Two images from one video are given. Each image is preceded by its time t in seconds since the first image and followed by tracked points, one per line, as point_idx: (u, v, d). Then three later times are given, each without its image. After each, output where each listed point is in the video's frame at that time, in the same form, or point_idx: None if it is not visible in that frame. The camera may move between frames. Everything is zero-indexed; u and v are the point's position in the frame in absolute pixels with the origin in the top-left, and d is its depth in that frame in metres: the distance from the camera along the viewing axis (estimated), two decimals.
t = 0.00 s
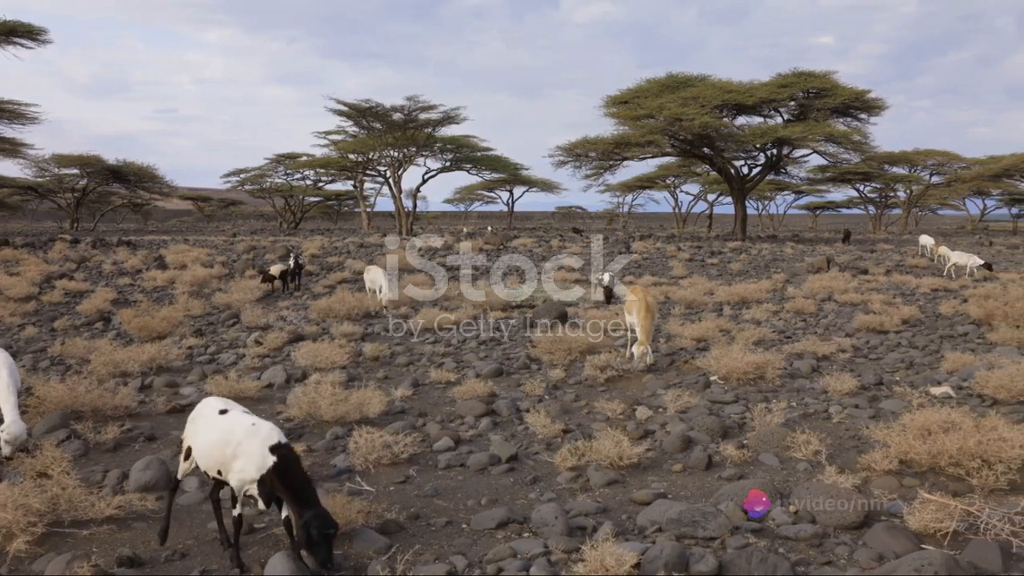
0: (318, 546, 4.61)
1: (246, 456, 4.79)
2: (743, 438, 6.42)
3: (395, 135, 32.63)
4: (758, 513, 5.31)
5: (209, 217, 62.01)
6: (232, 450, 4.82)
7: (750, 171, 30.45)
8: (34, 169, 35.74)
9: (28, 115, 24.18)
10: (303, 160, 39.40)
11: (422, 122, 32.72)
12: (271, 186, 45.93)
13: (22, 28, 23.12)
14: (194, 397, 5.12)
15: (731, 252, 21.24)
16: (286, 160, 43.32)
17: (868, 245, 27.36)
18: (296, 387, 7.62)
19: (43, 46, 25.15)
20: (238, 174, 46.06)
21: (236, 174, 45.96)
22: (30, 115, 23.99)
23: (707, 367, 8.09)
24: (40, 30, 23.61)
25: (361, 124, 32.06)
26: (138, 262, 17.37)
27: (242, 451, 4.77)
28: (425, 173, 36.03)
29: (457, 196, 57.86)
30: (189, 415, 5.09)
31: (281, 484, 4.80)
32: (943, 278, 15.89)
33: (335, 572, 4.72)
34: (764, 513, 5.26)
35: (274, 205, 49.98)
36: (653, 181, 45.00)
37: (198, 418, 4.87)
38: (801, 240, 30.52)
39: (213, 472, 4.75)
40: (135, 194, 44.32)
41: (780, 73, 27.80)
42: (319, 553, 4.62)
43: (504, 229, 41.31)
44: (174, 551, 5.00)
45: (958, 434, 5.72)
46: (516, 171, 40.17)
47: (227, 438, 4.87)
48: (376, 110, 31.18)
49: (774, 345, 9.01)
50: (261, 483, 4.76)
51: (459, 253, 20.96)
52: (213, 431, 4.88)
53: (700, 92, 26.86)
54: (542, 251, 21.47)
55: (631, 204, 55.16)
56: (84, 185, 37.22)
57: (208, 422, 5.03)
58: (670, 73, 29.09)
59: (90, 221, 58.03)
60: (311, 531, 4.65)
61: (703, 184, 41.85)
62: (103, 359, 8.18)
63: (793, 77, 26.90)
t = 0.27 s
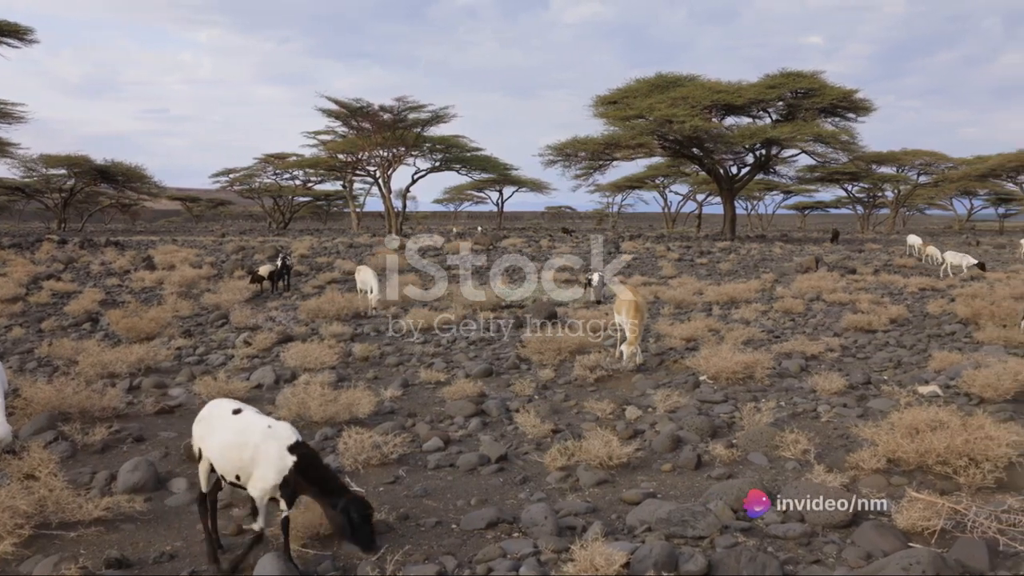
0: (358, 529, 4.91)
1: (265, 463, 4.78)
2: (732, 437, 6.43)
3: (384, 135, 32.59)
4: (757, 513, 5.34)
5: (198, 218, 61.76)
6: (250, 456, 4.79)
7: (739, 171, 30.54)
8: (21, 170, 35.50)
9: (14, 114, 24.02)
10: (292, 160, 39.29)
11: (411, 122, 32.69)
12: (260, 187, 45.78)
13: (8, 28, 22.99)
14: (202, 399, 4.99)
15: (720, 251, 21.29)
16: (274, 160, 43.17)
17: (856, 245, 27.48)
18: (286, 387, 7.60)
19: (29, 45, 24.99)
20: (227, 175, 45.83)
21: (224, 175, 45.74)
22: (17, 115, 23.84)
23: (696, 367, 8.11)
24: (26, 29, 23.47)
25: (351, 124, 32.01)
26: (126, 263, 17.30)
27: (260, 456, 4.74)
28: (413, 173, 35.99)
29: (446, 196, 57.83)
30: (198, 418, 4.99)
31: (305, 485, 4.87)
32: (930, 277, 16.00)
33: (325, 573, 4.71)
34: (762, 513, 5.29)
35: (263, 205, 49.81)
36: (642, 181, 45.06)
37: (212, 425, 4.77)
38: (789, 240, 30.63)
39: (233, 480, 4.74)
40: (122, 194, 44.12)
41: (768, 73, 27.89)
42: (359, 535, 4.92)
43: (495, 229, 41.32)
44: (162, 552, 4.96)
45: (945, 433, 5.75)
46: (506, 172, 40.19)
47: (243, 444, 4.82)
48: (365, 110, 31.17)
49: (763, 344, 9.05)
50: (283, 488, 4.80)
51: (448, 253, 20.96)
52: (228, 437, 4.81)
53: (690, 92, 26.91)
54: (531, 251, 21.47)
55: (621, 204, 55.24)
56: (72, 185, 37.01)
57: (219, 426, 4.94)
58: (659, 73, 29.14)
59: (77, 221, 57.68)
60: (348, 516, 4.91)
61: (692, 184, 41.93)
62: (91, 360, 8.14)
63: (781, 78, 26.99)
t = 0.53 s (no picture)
0: (390, 514, 4.73)
1: (296, 458, 4.59)
2: (719, 436, 6.45)
3: (372, 135, 32.53)
4: (760, 514, 5.31)
5: (185, 218, 61.48)
6: (276, 454, 4.57)
7: (727, 171, 30.63)
8: (6, 170, 35.27)
9: None
10: (280, 160, 39.14)
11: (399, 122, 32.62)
12: (247, 187, 45.60)
13: None
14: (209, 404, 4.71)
15: (708, 251, 21.35)
16: (262, 160, 43.02)
17: (843, 245, 27.59)
18: (273, 388, 7.58)
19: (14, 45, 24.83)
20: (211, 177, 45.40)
21: (208, 177, 45.31)
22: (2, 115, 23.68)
23: (684, 367, 8.14)
24: (11, 28, 23.32)
25: (339, 125, 31.96)
26: (113, 264, 17.23)
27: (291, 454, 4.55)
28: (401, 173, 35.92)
29: (434, 197, 57.76)
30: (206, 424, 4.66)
31: (334, 480, 4.73)
32: (916, 276, 16.10)
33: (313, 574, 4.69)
34: (763, 513, 5.27)
35: (251, 205, 49.62)
36: (630, 181, 45.13)
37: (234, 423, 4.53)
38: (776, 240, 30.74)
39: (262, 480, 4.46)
40: (109, 194, 43.88)
41: (755, 73, 27.97)
42: (391, 520, 4.74)
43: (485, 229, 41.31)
44: (149, 554, 4.92)
45: (931, 431, 5.78)
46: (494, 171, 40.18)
47: (267, 443, 4.60)
48: (352, 110, 31.14)
49: (751, 344, 9.08)
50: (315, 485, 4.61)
51: (436, 253, 20.95)
52: (251, 437, 4.58)
53: (678, 92, 26.96)
54: (518, 251, 21.48)
55: (609, 204, 55.33)
56: (58, 185, 36.77)
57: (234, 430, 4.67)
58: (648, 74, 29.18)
59: (63, 222, 57.36)
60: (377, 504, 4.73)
61: (680, 184, 42.03)
62: (77, 361, 8.10)
63: (768, 78, 27.07)
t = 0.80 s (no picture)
0: (414, 500, 4.80)
1: (320, 457, 4.49)
2: (708, 435, 6.47)
3: (361, 135, 32.48)
4: (758, 514, 5.27)
5: (173, 219, 61.19)
6: (299, 454, 4.46)
7: (715, 171, 30.72)
8: None
9: None
10: (268, 160, 39.00)
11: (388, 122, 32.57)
12: (235, 188, 45.43)
13: None
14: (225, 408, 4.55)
15: (695, 251, 21.40)
16: (249, 161, 42.84)
17: (829, 245, 27.72)
18: (261, 389, 7.56)
19: None
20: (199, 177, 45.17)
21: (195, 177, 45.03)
22: None
23: (672, 366, 8.16)
24: None
25: (327, 124, 31.89)
26: (99, 265, 17.15)
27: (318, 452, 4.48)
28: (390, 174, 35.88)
29: (423, 197, 57.70)
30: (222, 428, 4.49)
31: (358, 476, 4.66)
32: (902, 276, 16.20)
33: None
34: (763, 513, 5.23)
35: (239, 206, 49.43)
36: (619, 181, 45.20)
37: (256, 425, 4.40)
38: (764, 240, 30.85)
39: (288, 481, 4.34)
40: (96, 194, 43.63)
41: (742, 74, 28.06)
42: (414, 506, 4.81)
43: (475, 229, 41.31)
44: (136, 556, 4.87)
45: (917, 430, 5.81)
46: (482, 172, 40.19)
47: (288, 443, 4.49)
48: (340, 110, 31.12)
49: (739, 343, 9.12)
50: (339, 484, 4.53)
51: (424, 253, 20.94)
52: (273, 438, 4.46)
53: (666, 92, 27.00)
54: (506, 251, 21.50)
55: (597, 204, 55.41)
56: (44, 185, 36.53)
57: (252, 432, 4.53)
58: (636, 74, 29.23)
59: (49, 223, 57.00)
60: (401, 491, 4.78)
61: (668, 184, 42.13)
62: (63, 363, 8.06)
63: (755, 78, 27.17)
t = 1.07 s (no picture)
0: (446, 476, 4.51)
1: (345, 464, 4.49)
2: (696, 435, 6.49)
3: (349, 135, 32.42)
4: (758, 513, 5.27)
5: (160, 219, 60.84)
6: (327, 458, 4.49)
7: (703, 171, 30.80)
8: None
9: None
10: (256, 161, 38.87)
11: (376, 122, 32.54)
12: (223, 188, 45.27)
13: None
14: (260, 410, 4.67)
15: (683, 251, 21.47)
16: (237, 161, 42.70)
17: (817, 244, 27.86)
18: (249, 390, 7.54)
19: None
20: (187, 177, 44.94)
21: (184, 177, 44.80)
22: None
23: (660, 366, 8.19)
24: None
25: (315, 125, 31.81)
26: (86, 265, 17.06)
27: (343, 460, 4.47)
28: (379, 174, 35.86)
29: (412, 197, 57.62)
30: (257, 430, 4.62)
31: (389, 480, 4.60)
32: (888, 275, 16.30)
33: None
34: (763, 513, 5.23)
35: (227, 206, 49.21)
36: (608, 181, 45.26)
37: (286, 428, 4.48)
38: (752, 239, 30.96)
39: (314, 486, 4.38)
40: (83, 194, 43.38)
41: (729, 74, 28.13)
42: (447, 482, 4.52)
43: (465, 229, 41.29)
44: (123, 558, 4.83)
45: (904, 429, 5.84)
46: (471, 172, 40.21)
47: (318, 448, 4.53)
48: (330, 110, 31.09)
49: (727, 343, 9.15)
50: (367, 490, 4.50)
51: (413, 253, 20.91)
52: (303, 442, 4.52)
53: (654, 92, 27.08)
54: (495, 252, 21.51)
55: (586, 204, 55.48)
56: (29, 186, 36.29)
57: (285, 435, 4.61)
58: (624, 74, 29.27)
59: (35, 223, 56.59)
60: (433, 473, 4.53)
61: (657, 184, 42.21)
62: (49, 364, 8.01)
63: (743, 78, 27.27)
